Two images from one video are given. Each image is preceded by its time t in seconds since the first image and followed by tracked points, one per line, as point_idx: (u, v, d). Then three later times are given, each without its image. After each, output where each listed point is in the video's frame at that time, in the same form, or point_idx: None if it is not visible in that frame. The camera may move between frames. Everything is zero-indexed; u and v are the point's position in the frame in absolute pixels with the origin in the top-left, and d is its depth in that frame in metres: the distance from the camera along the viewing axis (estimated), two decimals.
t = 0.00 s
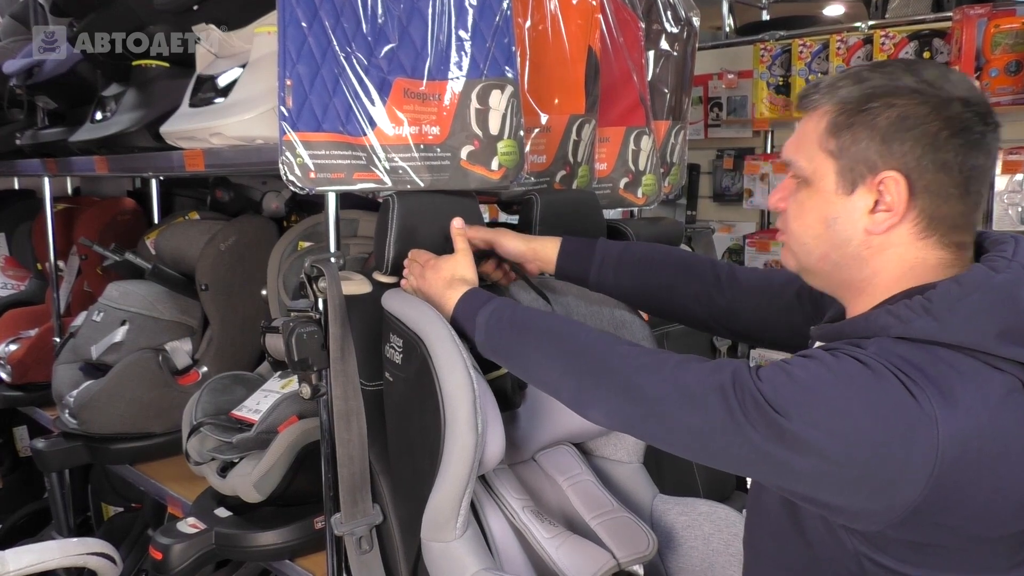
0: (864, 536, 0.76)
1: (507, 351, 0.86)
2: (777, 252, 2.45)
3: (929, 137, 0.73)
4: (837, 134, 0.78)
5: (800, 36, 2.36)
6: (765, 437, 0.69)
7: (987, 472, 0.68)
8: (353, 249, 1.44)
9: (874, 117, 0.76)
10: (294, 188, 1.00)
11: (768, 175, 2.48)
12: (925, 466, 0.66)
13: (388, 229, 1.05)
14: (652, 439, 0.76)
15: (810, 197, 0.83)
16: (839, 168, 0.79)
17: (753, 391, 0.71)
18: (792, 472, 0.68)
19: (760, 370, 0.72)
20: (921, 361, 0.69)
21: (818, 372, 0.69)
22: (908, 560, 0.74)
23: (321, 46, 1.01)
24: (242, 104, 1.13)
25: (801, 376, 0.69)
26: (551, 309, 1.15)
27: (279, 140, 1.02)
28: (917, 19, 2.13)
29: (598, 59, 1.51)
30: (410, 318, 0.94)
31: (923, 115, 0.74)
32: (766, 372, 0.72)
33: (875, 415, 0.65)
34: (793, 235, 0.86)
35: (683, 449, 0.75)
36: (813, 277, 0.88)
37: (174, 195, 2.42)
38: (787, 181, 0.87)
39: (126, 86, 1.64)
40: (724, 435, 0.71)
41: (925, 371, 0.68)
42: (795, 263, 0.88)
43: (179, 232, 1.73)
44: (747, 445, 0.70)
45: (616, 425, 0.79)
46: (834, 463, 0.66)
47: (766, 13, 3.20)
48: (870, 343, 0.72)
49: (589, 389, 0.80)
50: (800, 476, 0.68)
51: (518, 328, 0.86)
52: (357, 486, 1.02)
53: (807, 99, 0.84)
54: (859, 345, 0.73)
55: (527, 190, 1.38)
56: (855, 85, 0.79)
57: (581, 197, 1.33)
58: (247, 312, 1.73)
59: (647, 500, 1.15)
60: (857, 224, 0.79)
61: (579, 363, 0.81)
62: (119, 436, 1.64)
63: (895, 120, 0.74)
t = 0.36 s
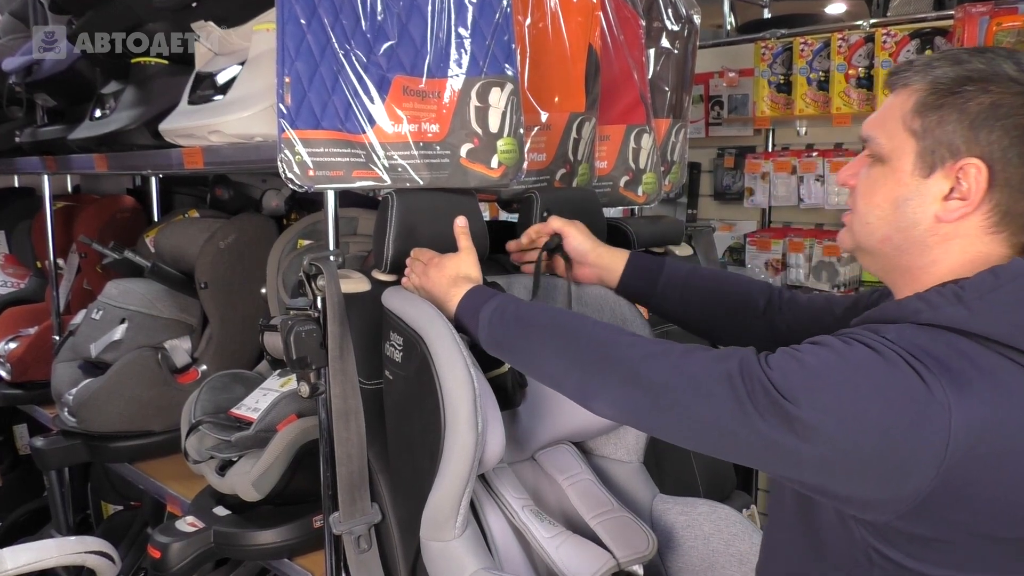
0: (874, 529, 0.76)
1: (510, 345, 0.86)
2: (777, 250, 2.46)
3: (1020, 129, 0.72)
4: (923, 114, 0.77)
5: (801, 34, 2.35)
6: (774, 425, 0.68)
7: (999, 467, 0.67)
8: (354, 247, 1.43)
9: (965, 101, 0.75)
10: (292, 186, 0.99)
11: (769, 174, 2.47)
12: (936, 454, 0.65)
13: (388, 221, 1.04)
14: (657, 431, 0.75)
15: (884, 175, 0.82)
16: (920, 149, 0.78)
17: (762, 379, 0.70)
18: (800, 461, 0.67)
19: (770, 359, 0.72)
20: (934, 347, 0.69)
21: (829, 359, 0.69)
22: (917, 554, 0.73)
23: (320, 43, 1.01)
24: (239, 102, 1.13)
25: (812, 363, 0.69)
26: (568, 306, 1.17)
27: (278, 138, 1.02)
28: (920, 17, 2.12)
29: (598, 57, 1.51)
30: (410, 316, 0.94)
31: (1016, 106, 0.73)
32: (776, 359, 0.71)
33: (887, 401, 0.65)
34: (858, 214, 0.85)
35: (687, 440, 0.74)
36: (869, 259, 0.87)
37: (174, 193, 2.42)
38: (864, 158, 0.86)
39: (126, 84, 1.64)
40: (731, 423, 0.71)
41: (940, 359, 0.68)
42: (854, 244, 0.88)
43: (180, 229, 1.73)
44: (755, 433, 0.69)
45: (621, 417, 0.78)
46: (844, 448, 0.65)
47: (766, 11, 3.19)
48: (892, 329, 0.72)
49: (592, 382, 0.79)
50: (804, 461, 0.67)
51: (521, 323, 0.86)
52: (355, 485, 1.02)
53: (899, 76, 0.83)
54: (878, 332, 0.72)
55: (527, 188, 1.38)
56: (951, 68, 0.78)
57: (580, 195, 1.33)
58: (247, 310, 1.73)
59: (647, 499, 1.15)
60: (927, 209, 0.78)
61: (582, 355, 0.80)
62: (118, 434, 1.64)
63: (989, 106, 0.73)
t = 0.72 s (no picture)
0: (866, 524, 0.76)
1: (500, 344, 0.86)
2: (777, 250, 2.45)
3: None
4: (934, 114, 0.76)
5: (802, 33, 2.35)
6: (761, 424, 0.68)
7: (993, 463, 0.66)
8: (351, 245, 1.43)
9: (977, 103, 0.73)
10: (290, 184, 0.99)
11: (769, 173, 2.47)
12: (927, 447, 0.65)
13: (384, 221, 1.03)
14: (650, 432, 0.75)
15: (890, 173, 0.81)
16: (929, 149, 0.77)
17: (748, 377, 0.70)
18: (788, 456, 0.68)
19: (754, 355, 0.72)
20: (919, 341, 0.69)
21: (812, 354, 0.68)
22: (906, 548, 0.74)
23: (317, 41, 1.00)
24: (237, 99, 1.13)
25: (796, 359, 0.68)
26: (560, 308, 1.17)
27: (275, 136, 1.02)
28: (920, 16, 2.12)
29: (597, 56, 1.50)
30: (406, 315, 0.94)
31: None
32: (760, 356, 0.71)
33: (869, 396, 0.65)
34: (861, 210, 0.84)
35: (678, 439, 0.74)
36: (870, 256, 0.86)
37: (174, 190, 2.42)
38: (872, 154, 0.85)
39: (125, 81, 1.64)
40: (721, 421, 0.71)
41: (925, 353, 0.68)
42: (856, 239, 0.87)
43: (178, 227, 1.73)
44: (744, 430, 0.69)
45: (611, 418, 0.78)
46: (830, 443, 0.66)
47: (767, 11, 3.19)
48: (881, 322, 0.72)
49: (581, 382, 0.79)
50: (792, 455, 0.67)
51: (514, 325, 0.85)
52: (351, 484, 1.01)
53: (912, 72, 0.82)
54: (866, 327, 0.72)
55: (524, 186, 1.38)
56: (967, 66, 0.77)
57: (579, 193, 1.33)
58: (244, 308, 1.72)
59: (643, 499, 1.15)
60: (932, 209, 0.77)
61: (570, 358, 0.80)
62: (116, 432, 1.64)
63: (1002, 109, 0.72)
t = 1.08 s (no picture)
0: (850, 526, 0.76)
1: (497, 342, 0.86)
2: (776, 249, 2.45)
3: (974, 141, 0.72)
4: (879, 123, 0.77)
5: (801, 32, 2.35)
6: (741, 429, 0.69)
7: (976, 461, 0.67)
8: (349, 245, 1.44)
9: (920, 112, 0.74)
10: (287, 183, 0.99)
11: (768, 172, 2.47)
12: (900, 450, 0.65)
13: (382, 219, 1.03)
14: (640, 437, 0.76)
15: (841, 180, 0.81)
16: (876, 158, 0.78)
17: (727, 385, 0.70)
18: (772, 462, 0.68)
19: (733, 360, 0.72)
20: (892, 344, 0.69)
21: (789, 360, 0.69)
22: (890, 548, 0.74)
23: (315, 40, 1.01)
24: (236, 99, 1.13)
25: (773, 365, 0.69)
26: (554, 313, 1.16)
27: (273, 135, 1.02)
28: (919, 15, 2.12)
29: (594, 55, 1.50)
30: (404, 314, 0.94)
31: (971, 119, 0.72)
32: (738, 362, 0.71)
33: (843, 401, 0.65)
34: (817, 217, 0.85)
35: (664, 444, 0.74)
36: (831, 259, 0.88)
37: (173, 189, 2.42)
38: (820, 160, 0.86)
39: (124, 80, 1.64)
40: (703, 427, 0.71)
41: (898, 355, 0.68)
42: (816, 243, 0.88)
43: (178, 226, 1.74)
44: (725, 435, 0.70)
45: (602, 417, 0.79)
46: (813, 449, 0.66)
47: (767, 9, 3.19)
48: (854, 326, 0.72)
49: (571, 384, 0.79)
50: (775, 461, 0.68)
51: (507, 331, 0.86)
52: (350, 481, 1.02)
53: (856, 78, 0.82)
54: (840, 330, 0.72)
55: (522, 186, 1.38)
56: (909, 72, 0.77)
57: (577, 193, 1.34)
58: (244, 307, 1.73)
59: (640, 497, 1.15)
60: (883, 216, 0.78)
61: (556, 366, 0.81)
62: (116, 431, 1.64)
63: (943, 118, 0.73)
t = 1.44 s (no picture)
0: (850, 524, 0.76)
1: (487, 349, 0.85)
2: (774, 247, 2.45)
3: (960, 130, 0.73)
4: (865, 120, 0.78)
5: (799, 31, 2.35)
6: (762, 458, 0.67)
7: (978, 460, 0.67)
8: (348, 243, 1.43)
9: (905, 105, 0.75)
10: (285, 181, 0.99)
11: (767, 171, 2.47)
12: (930, 449, 0.65)
13: (380, 218, 1.03)
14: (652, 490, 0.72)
15: (834, 180, 0.83)
16: (867, 154, 0.79)
17: (741, 413, 0.69)
18: (806, 485, 0.67)
19: (746, 390, 0.71)
20: (910, 346, 0.70)
21: (804, 379, 0.68)
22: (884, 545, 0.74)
23: (312, 38, 1.01)
24: (233, 96, 1.13)
25: (789, 388, 0.68)
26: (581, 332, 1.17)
27: (270, 133, 1.02)
28: (918, 14, 2.12)
29: (593, 53, 1.50)
30: (401, 311, 0.94)
31: (957, 108, 0.73)
32: (752, 390, 0.71)
33: (868, 410, 0.65)
34: (813, 218, 0.87)
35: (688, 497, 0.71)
36: (829, 260, 0.88)
37: (171, 186, 2.42)
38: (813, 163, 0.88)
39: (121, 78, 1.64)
40: (720, 466, 0.69)
41: (918, 355, 0.68)
42: (814, 245, 0.89)
43: (177, 224, 1.74)
44: (746, 464, 0.68)
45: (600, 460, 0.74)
46: (845, 464, 0.65)
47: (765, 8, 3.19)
48: (869, 333, 0.73)
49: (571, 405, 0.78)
50: (810, 484, 0.67)
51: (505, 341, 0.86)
52: (346, 478, 1.02)
53: (844, 79, 0.84)
54: (855, 339, 0.73)
55: (519, 184, 1.38)
56: (892, 69, 0.78)
57: (575, 191, 1.34)
58: (242, 305, 1.73)
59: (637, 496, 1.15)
60: (878, 212, 0.79)
61: (558, 387, 0.80)
62: (114, 428, 1.64)
63: (928, 109, 0.74)
